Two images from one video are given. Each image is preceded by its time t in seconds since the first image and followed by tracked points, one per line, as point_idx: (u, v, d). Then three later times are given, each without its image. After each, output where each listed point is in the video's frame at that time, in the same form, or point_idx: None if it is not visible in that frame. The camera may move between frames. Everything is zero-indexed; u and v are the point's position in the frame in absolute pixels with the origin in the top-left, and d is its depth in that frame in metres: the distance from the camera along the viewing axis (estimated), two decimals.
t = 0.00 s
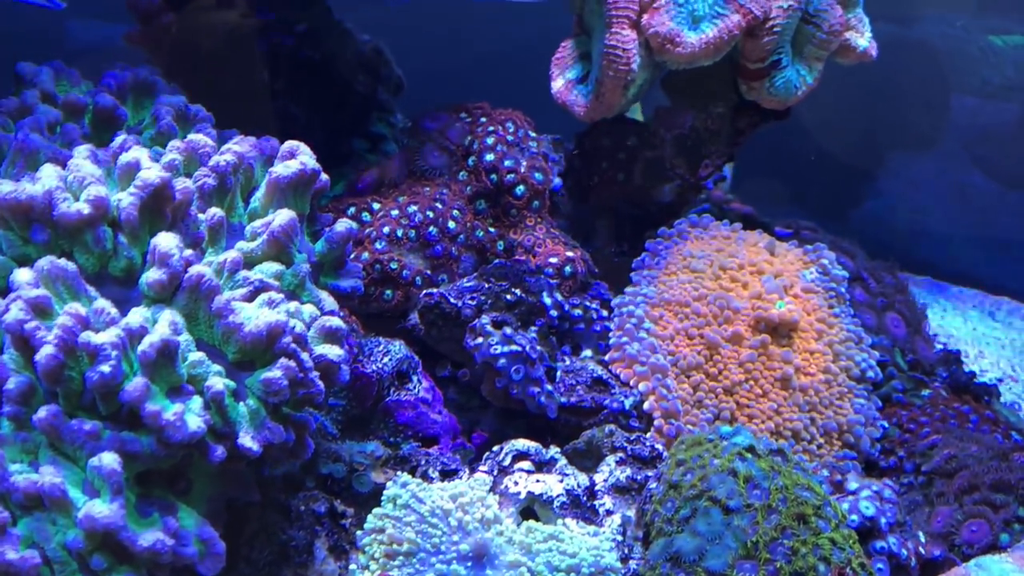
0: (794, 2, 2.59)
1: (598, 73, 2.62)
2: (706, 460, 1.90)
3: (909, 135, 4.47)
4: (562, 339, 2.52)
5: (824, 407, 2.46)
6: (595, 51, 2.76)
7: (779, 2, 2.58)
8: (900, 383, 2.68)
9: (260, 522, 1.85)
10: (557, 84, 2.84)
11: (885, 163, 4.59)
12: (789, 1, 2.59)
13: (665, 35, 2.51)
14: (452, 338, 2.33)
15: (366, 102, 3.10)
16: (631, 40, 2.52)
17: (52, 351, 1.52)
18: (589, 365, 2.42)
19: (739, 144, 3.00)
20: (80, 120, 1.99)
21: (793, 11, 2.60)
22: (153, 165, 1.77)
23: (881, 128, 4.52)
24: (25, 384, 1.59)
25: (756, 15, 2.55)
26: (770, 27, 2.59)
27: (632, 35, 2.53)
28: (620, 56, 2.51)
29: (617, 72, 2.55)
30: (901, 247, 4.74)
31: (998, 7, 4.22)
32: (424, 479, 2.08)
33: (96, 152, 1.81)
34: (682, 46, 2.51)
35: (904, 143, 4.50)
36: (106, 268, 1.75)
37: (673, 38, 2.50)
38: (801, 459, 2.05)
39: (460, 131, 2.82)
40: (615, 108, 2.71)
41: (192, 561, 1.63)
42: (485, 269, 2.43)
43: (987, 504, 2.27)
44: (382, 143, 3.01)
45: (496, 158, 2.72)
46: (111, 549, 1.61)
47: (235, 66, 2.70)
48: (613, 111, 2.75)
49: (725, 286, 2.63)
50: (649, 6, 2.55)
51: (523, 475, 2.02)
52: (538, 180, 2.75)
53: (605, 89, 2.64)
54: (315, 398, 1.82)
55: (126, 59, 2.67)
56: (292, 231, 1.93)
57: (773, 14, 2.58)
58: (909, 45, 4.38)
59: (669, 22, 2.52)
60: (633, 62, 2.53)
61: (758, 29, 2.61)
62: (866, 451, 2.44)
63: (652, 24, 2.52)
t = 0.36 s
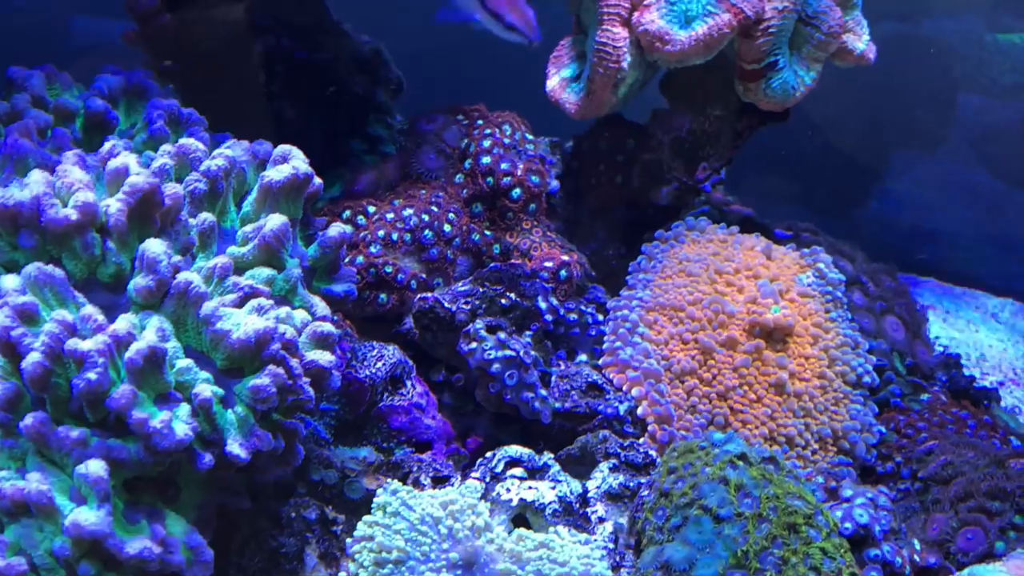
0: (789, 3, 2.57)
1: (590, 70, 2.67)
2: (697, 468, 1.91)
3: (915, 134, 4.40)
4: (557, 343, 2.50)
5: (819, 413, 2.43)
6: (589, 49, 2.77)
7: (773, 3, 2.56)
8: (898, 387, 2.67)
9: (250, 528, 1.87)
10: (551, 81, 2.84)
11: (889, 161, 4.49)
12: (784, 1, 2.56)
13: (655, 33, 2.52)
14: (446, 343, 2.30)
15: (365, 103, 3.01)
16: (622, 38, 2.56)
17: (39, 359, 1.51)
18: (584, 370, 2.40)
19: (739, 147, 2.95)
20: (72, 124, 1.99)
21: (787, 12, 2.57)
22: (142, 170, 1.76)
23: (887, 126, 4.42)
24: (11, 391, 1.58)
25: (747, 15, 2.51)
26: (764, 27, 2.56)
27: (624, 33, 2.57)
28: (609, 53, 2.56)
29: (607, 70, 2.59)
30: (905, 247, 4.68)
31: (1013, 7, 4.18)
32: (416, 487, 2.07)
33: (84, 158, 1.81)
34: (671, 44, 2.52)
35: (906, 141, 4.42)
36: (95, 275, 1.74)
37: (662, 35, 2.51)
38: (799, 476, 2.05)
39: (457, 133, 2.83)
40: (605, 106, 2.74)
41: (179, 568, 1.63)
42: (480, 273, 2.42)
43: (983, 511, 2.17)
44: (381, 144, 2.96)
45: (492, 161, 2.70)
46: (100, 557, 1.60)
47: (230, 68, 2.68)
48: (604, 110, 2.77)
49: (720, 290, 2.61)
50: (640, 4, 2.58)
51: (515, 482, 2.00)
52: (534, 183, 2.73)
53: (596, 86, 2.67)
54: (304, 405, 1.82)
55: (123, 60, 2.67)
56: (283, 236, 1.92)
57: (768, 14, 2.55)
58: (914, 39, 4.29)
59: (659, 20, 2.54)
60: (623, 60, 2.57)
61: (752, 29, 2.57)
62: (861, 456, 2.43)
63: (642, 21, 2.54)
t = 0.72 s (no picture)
0: (771, 15, 2.61)
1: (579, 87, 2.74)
2: (671, 469, 1.99)
3: (911, 135, 4.40)
4: (543, 347, 2.58)
5: (796, 415, 2.50)
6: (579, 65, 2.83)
7: (757, 14, 2.60)
8: (876, 390, 2.73)
9: (242, 527, 1.94)
10: (546, 100, 2.91)
11: (883, 163, 4.52)
12: (767, 13, 2.61)
13: (641, 45, 2.58)
14: (435, 346, 2.37)
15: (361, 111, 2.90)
16: (608, 56, 2.64)
17: (37, 363, 1.60)
18: (569, 373, 2.47)
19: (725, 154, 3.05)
20: (71, 136, 2.06)
21: (771, 23, 2.62)
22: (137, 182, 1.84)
23: (883, 127, 4.45)
24: (11, 394, 1.65)
25: (729, 25, 2.56)
26: (747, 39, 2.62)
27: (610, 50, 2.64)
28: (597, 71, 2.63)
29: (596, 86, 2.66)
30: (896, 249, 4.70)
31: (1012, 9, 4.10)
32: (402, 487, 2.13)
33: (81, 169, 1.88)
34: (656, 56, 2.57)
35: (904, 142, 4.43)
36: (91, 282, 1.82)
37: (648, 48, 2.56)
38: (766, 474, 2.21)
39: (448, 142, 2.93)
40: (596, 121, 2.80)
41: (172, 564, 1.69)
42: (468, 279, 2.49)
43: (952, 510, 2.29)
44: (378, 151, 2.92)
45: (482, 169, 2.78)
46: (97, 553, 1.68)
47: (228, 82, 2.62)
48: (596, 124, 2.83)
49: (702, 295, 2.68)
50: (626, 18, 2.63)
51: (499, 483, 2.07)
52: (523, 191, 2.82)
53: (586, 102, 2.74)
54: (293, 408, 1.89)
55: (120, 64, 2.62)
56: (275, 244, 2.01)
57: (751, 26, 2.61)
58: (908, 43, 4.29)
59: (645, 33, 2.59)
60: (611, 76, 2.64)
61: (735, 41, 2.64)
62: (838, 458, 2.49)
63: (629, 35, 2.60)
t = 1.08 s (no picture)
0: (760, 32, 2.72)
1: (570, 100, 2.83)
2: (653, 467, 2.05)
3: (907, 148, 4.45)
4: (535, 352, 2.64)
5: (781, 417, 2.56)
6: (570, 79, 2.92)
7: (746, 32, 2.71)
8: (861, 394, 2.80)
9: (241, 522, 2.01)
10: (540, 112, 3.00)
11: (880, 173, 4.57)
12: (756, 31, 2.72)
13: (632, 55, 2.65)
14: (430, 351, 2.44)
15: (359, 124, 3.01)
16: (597, 69, 2.73)
17: (39, 362, 1.65)
18: (559, 377, 2.53)
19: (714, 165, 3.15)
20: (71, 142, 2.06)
21: (760, 40, 2.73)
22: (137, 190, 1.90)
23: (878, 141, 4.48)
24: (14, 392, 1.69)
25: (719, 38, 2.63)
26: (737, 56, 2.72)
27: (599, 63, 2.74)
28: (586, 83, 2.73)
29: (585, 98, 2.75)
30: (889, 261, 4.77)
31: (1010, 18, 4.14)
32: (395, 486, 2.20)
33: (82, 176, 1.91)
34: (647, 65, 2.64)
35: (903, 150, 4.47)
36: (92, 288, 1.87)
37: (639, 57, 2.64)
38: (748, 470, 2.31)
39: (444, 153, 2.96)
40: (587, 133, 2.88)
41: (171, 557, 1.74)
42: (462, 286, 2.56)
43: (928, 508, 2.36)
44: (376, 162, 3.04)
45: (476, 180, 2.87)
46: (97, 546, 1.75)
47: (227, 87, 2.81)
48: (586, 136, 2.90)
49: (688, 301, 2.75)
50: (617, 30, 2.72)
51: (489, 481, 2.14)
52: (516, 202, 2.88)
53: (576, 114, 2.82)
54: (289, 408, 1.97)
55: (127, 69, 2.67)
56: (271, 250, 2.09)
57: (740, 43, 2.71)
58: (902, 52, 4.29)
59: (636, 44, 2.67)
60: (600, 88, 2.73)
61: (726, 57, 2.73)
62: (822, 458, 2.55)
63: (620, 46, 2.68)
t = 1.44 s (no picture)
0: (752, 48, 2.83)
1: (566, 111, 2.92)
2: (649, 466, 2.14)
3: (895, 155, 4.50)
4: (533, 356, 2.72)
5: (771, 418, 2.66)
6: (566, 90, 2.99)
7: (738, 48, 2.82)
8: (848, 396, 2.91)
9: (254, 518, 2.10)
10: (537, 123, 3.07)
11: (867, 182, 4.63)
12: (747, 46, 2.82)
13: (630, 69, 2.76)
14: (432, 355, 2.52)
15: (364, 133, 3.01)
16: (593, 81, 2.83)
17: (63, 365, 1.71)
18: (557, 380, 2.63)
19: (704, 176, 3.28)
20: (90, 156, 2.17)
21: (751, 55, 2.83)
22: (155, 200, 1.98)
23: (868, 150, 4.52)
24: (40, 394, 1.77)
25: (714, 54, 2.76)
26: (730, 70, 2.82)
27: (594, 77, 2.84)
28: (583, 95, 2.83)
29: (581, 110, 2.85)
30: (872, 266, 4.94)
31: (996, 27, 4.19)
32: (401, 484, 2.29)
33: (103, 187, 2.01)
34: (644, 78, 2.74)
35: (888, 161, 4.53)
36: (111, 293, 1.93)
37: (637, 71, 2.74)
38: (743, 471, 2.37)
39: (444, 164, 3.08)
40: (583, 143, 2.97)
41: (188, 552, 1.83)
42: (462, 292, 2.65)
43: (913, 506, 2.46)
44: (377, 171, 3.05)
45: (476, 190, 2.96)
46: (118, 542, 1.82)
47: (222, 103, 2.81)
48: (582, 147, 3.00)
49: (681, 306, 2.86)
50: (614, 45, 2.82)
51: (491, 480, 2.22)
52: (514, 210, 2.98)
53: (573, 124, 2.92)
54: (299, 410, 2.04)
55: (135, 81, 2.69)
56: (281, 258, 2.16)
57: (733, 58, 2.81)
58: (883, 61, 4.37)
59: (633, 58, 2.78)
60: (595, 101, 2.84)
61: (719, 72, 2.83)
62: (810, 458, 2.65)
63: (618, 59, 2.78)
